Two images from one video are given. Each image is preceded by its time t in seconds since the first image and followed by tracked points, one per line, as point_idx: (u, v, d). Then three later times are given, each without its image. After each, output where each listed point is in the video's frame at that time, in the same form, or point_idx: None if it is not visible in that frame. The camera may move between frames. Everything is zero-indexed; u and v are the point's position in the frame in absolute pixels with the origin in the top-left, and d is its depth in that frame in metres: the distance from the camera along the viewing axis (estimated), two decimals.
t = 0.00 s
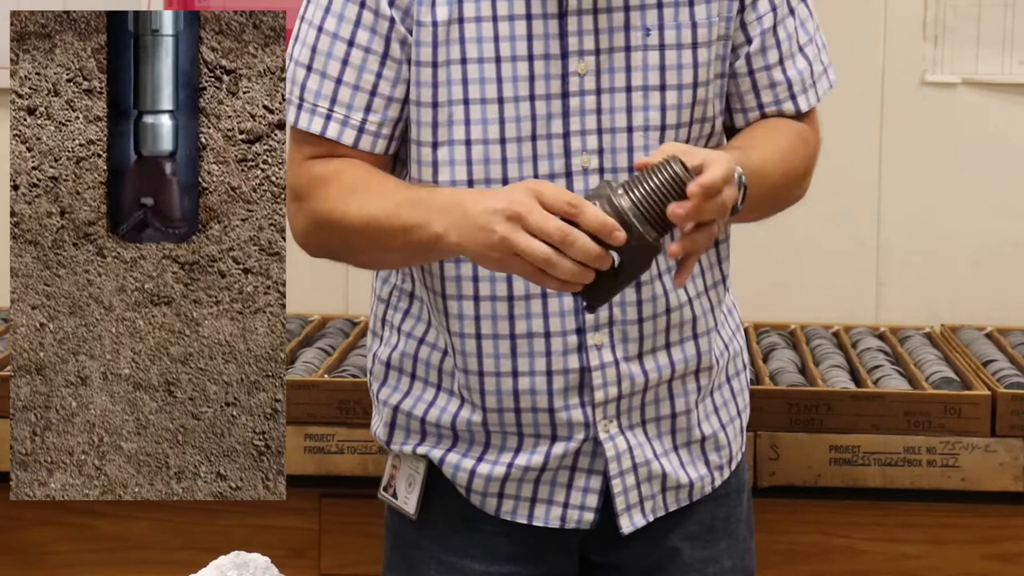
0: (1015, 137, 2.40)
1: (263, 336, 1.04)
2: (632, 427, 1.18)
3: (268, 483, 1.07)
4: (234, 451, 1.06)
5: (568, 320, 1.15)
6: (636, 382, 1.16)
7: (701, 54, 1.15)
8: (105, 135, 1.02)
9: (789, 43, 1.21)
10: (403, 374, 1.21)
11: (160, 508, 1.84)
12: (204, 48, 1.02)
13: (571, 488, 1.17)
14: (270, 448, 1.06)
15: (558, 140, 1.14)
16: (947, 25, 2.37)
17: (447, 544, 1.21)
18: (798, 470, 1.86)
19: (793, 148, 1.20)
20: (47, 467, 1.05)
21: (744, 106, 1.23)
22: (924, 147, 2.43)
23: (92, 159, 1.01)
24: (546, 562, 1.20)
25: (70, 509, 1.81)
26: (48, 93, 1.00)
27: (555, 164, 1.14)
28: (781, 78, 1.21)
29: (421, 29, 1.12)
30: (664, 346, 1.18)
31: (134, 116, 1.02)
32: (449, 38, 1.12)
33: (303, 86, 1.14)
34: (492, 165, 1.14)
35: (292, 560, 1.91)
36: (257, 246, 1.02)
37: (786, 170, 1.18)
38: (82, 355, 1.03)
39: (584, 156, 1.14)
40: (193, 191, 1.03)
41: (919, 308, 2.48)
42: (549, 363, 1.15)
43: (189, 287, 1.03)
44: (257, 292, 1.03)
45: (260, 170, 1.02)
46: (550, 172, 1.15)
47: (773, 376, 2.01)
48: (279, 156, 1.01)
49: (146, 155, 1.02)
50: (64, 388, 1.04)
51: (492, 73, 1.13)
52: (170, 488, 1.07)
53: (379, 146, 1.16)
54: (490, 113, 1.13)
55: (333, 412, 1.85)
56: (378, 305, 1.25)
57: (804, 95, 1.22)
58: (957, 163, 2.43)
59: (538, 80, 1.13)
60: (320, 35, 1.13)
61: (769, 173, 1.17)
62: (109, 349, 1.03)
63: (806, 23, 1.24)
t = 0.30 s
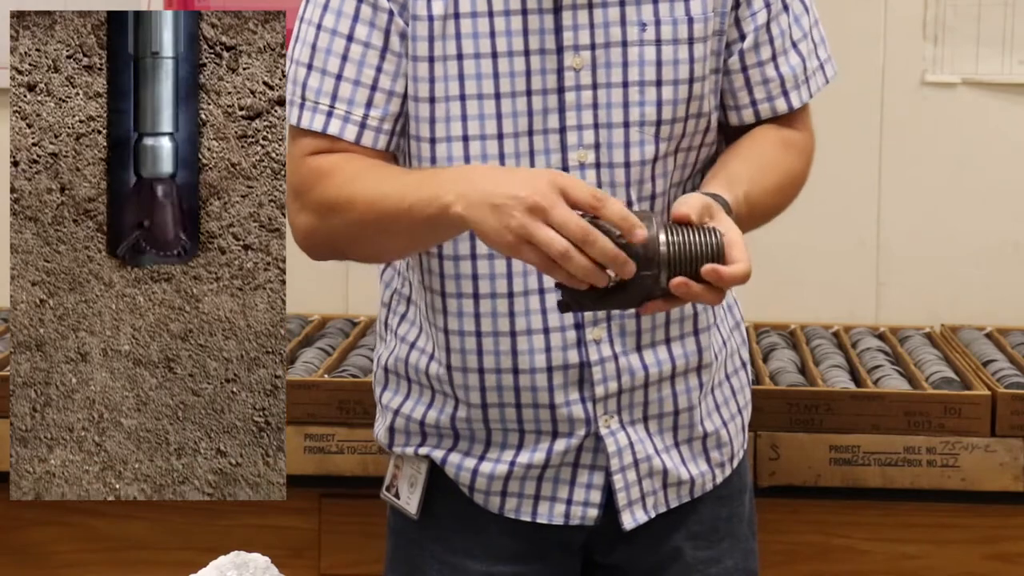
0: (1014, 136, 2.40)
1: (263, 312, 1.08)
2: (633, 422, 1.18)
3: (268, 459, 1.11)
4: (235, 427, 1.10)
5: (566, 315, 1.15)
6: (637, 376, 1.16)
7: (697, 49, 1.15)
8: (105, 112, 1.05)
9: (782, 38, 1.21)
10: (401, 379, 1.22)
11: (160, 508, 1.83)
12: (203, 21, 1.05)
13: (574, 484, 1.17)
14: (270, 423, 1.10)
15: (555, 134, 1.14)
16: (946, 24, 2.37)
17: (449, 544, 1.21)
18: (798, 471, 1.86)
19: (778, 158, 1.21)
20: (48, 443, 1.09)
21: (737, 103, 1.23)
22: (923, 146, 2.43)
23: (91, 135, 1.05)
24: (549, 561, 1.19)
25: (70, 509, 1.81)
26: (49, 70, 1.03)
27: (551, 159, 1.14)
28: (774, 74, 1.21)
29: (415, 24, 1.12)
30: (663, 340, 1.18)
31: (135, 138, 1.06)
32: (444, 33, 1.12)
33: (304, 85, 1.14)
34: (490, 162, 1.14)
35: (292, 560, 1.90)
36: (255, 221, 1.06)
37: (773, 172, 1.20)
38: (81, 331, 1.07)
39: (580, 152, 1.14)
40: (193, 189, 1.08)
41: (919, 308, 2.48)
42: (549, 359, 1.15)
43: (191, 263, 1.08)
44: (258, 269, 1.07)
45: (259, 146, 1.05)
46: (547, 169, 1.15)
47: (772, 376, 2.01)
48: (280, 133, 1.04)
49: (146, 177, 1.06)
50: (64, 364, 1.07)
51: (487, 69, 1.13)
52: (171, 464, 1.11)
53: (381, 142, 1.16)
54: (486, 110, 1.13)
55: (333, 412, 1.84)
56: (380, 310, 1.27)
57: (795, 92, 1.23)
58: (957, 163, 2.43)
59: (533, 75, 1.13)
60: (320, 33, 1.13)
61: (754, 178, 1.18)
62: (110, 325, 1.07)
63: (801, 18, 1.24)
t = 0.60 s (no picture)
0: (1014, 136, 2.40)
1: (263, 292, 1.11)
2: (633, 425, 1.18)
3: (266, 438, 1.14)
4: (234, 406, 1.13)
5: (567, 320, 1.15)
6: (638, 379, 1.16)
7: (695, 52, 1.15)
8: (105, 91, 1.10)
9: (779, 40, 1.21)
10: (402, 379, 1.22)
11: (160, 508, 1.83)
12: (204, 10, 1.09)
13: (573, 487, 1.17)
14: (269, 403, 1.12)
15: (555, 139, 1.14)
16: (946, 24, 2.37)
17: (450, 545, 1.21)
18: (798, 470, 1.86)
19: (769, 164, 1.22)
20: (48, 422, 1.13)
21: (733, 104, 1.23)
22: (923, 146, 2.43)
23: (91, 114, 1.09)
24: (548, 561, 1.20)
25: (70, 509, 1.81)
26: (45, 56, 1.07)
27: (550, 164, 1.14)
28: (770, 75, 1.21)
29: (412, 32, 1.12)
30: (663, 343, 1.18)
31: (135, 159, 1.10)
32: (442, 41, 1.12)
33: (302, 94, 1.14)
34: (491, 167, 1.14)
35: (292, 560, 1.90)
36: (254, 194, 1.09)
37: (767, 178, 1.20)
38: (82, 312, 1.11)
39: (580, 156, 1.14)
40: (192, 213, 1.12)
41: (919, 308, 2.48)
42: (550, 364, 1.15)
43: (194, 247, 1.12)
44: (257, 248, 1.10)
45: (259, 125, 1.08)
46: (546, 173, 1.14)
47: (773, 377, 2.01)
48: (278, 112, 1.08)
49: (146, 197, 1.11)
50: (64, 343, 1.11)
51: (486, 74, 1.13)
52: (170, 442, 1.14)
53: (381, 150, 1.16)
54: (484, 115, 1.13)
55: (333, 412, 1.84)
56: (379, 310, 1.26)
57: (792, 94, 1.23)
58: (957, 163, 2.43)
59: (532, 80, 1.13)
60: (317, 42, 1.13)
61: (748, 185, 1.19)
62: (110, 305, 1.11)
63: (799, 19, 1.23)
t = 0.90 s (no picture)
0: (1014, 136, 2.40)
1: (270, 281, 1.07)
2: (632, 425, 1.18)
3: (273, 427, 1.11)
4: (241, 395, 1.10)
5: (565, 319, 1.15)
6: (637, 378, 1.16)
7: (691, 52, 1.15)
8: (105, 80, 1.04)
9: (777, 40, 1.21)
10: (401, 379, 1.21)
11: (160, 508, 1.83)
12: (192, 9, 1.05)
13: (572, 487, 1.18)
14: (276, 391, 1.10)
15: (552, 139, 1.14)
16: (946, 24, 2.37)
17: (449, 544, 1.20)
18: (798, 471, 1.86)
19: (766, 165, 1.22)
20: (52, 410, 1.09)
21: (730, 104, 1.23)
22: (923, 146, 2.43)
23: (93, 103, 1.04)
24: (547, 562, 1.20)
25: (70, 509, 1.81)
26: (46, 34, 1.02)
27: (548, 164, 1.14)
28: (767, 76, 1.21)
29: (411, 32, 1.12)
30: (661, 342, 1.18)
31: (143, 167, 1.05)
32: (440, 41, 1.12)
33: (302, 94, 1.15)
34: (489, 167, 1.14)
35: (292, 560, 1.90)
36: (224, 162, 1.04)
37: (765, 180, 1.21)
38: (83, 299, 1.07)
39: (577, 156, 1.14)
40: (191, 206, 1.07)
41: (919, 308, 2.48)
42: (549, 364, 1.15)
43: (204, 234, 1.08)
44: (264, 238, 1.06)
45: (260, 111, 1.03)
46: (544, 173, 1.14)
47: (773, 376, 2.01)
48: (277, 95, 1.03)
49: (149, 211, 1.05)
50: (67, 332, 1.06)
51: (484, 74, 1.13)
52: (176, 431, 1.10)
53: (382, 151, 1.17)
54: (481, 114, 1.13)
55: (333, 412, 1.84)
56: (379, 310, 1.26)
57: (789, 94, 1.23)
58: (957, 163, 2.43)
59: (529, 79, 1.13)
60: (316, 43, 1.13)
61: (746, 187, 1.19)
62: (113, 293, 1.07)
63: (797, 19, 1.23)
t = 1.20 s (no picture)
0: (1014, 136, 2.40)
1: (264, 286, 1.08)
2: (631, 424, 1.18)
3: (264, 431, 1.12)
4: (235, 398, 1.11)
5: (564, 318, 1.14)
6: (636, 378, 1.16)
7: (691, 52, 1.15)
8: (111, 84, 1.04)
9: (776, 43, 1.21)
10: (400, 379, 1.21)
11: (160, 508, 1.83)
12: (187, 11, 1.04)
13: (572, 486, 1.18)
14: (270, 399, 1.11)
15: (551, 137, 1.14)
16: (947, 24, 2.37)
17: (449, 545, 1.20)
18: (798, 471, 1.86)
19: (764, 167, 1.22)
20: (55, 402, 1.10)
21: (729, 106, 1.23)
22: (923, 146, 2.43)
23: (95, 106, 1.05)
24: (547, 561, 1.20)
25: (70, 509, 1.80)
26: (46, 22, 0.79)
27: (546, 162, 1.14)
28: (766, 78, 1.21)
29: (412, 29, 1.12)
30: (661, 342, 1.18)
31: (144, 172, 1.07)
32: (440, 38, 1.12)
33: (293, 89, 1.14)
34: (487, 165, 1.14)
35: (292, 560, 1.91)
36: (224, 156, 0.81)
37: (764, 182, 1.21)
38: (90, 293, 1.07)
39: (576, 154, 1.14)
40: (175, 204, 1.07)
41: (920, 308, 2.48)
42: (548, 362, 1.15)
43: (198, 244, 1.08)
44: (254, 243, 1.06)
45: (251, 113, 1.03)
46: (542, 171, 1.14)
47: (773, 376, 2.01)
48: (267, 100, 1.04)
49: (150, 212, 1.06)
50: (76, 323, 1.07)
51: (483, 71, 1.13)
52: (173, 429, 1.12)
53: (366, 148, 1.16)
54: (480, 112, 1.13)
55: (333, 411, 1.84)
56: (379, 310, 1.26)
57: (788, 96, 1.23)
58: (957, 163, 2.43)
59: (529, 78, 1.13)
60: (311, 37, 1.12)
61: (744, 189, 1.19)
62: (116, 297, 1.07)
63: (797, 21, 1.24)
